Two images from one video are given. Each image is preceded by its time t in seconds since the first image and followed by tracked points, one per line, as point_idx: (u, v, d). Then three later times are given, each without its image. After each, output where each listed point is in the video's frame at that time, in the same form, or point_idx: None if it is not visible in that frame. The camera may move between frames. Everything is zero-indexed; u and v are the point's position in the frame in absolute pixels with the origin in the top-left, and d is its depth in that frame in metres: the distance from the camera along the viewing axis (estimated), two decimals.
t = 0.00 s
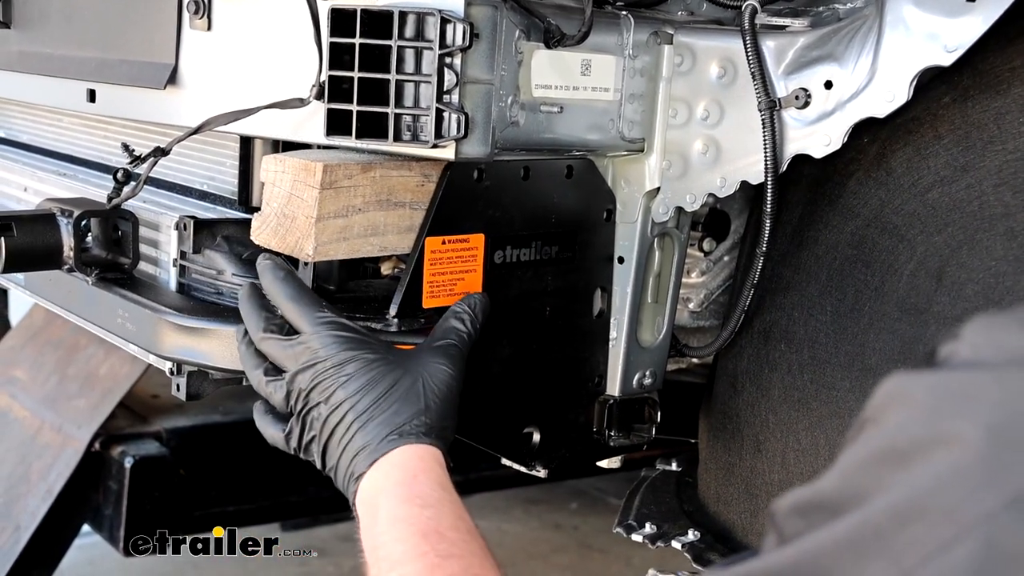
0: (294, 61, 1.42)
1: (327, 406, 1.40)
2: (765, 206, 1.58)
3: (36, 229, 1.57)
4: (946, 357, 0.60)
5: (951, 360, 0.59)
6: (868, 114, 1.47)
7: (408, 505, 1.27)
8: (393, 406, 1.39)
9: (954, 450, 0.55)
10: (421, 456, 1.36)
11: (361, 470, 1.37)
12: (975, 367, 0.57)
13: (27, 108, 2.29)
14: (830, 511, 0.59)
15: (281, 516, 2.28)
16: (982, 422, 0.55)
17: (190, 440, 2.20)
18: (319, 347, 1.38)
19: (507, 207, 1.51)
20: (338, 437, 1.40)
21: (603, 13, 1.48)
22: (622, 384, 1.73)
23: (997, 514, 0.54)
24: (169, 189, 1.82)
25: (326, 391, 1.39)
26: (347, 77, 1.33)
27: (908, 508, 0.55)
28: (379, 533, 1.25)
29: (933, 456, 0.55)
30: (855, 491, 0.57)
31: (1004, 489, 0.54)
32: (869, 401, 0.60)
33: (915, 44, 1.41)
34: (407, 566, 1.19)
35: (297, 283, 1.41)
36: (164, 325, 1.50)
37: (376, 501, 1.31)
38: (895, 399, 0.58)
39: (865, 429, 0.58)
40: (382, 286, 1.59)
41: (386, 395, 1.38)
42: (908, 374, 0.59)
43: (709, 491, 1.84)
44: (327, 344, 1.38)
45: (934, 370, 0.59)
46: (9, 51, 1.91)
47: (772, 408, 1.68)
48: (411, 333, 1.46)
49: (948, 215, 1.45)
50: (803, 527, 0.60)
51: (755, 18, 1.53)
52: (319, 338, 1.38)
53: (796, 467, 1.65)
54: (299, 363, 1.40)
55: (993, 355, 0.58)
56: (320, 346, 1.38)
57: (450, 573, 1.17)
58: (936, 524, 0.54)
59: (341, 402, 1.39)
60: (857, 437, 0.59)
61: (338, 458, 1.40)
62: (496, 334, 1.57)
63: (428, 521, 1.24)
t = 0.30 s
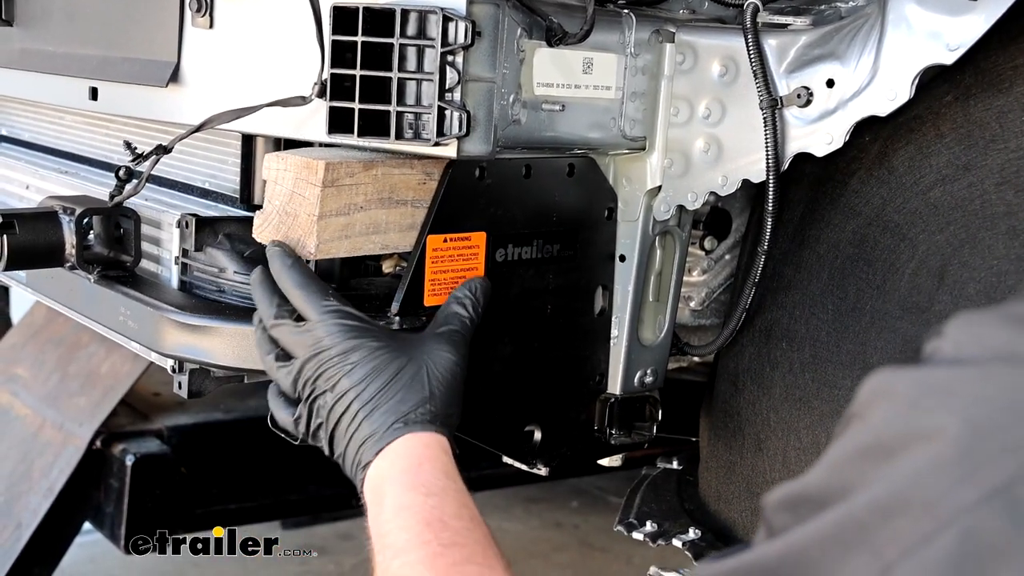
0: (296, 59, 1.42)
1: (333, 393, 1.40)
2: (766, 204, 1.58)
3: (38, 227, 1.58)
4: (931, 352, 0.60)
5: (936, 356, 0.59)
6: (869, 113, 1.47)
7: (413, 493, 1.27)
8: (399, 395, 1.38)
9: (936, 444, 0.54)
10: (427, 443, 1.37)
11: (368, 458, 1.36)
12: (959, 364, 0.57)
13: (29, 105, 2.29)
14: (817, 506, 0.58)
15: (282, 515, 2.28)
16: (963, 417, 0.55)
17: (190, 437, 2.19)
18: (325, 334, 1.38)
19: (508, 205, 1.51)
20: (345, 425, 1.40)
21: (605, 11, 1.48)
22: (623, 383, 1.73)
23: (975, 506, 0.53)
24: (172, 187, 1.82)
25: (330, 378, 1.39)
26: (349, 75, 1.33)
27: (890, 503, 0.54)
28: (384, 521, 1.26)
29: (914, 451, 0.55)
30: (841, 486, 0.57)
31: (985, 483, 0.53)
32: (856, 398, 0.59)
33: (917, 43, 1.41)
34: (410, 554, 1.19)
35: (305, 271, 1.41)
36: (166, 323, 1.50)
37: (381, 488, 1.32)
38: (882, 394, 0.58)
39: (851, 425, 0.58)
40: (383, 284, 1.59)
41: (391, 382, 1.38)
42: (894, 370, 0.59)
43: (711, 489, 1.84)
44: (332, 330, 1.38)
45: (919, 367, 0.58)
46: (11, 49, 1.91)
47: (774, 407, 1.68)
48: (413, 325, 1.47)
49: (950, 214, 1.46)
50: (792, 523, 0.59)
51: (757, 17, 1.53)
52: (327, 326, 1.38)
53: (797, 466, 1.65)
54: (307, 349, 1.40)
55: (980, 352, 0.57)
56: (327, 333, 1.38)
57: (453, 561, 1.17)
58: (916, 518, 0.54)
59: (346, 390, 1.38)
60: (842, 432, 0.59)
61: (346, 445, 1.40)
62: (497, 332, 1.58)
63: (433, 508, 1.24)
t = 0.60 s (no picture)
0: (295, 63, 1.43)
1: (364, 388, 1.41)
2: (764, 209, 1.59)
3: (37, 231, 1.58)
4: (907, 349, 0.65)
5: (907, 354, 0.65)
6: (866, 118, 1.48)
7: (444, 482, 1.29)
8: (431, 389, 1.41)
9: (902, 437, 0.60)
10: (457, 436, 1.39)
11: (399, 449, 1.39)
12: (926, 361, 0.63)
13: (28, 108, 2.29)
14: (793, 496, 0.64)
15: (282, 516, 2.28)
16: (927, 411, 0.60)
17: (190, 440, 2.18)
18: (359, 332, 1.39)
19: (506, 210, 1.51)
20: (374, 420, 1.41)
21: (603, 16, 1.48)
22: (621, 386, 1.74)
23: (940, 495, 0.58)
24: (171, 190, 1.83)
25: (360, 374, 1.41)
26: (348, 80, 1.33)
27: (859, 494, 0.59)
28: (414, 507, 1.28)
29: (885, 443, 0.60)
30: (814, 477, 0.63)
31: (947, 473, 0.58)
32: (833, 393, 0.66)
33: (913, 49, 1.42)
34: (436, 540, 1.21)
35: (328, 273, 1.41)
36: (165, 327, 1.51)
37: (412, 477, 1.34)
38: (858, 390, 0.64)
39: (828, 419, 0.64)
40: (382, 287, 1.57)
41: (426, 380, 1.41)
42: (868, 366, 0.65)
43: (708, 493, 1.84)
44: (367, 328, 1.39)
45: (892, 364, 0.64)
46: (11, 51, 1.91)
47: (770, 410, 1.68)
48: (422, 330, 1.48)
49: (945, 219, 1.47)
50: (771, 513, 0.65)
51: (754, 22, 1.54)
52: (361, 326, 1.39)
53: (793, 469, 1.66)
54: (339, 346, 1.41)
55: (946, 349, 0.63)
56: (363, 331, 1.39)
57: (476, 549, 1.19)
58: (883, 508, 0.59)
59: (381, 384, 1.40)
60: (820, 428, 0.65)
61: (374, 439, 1.41)
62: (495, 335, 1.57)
63: (463, 498, 1.26)
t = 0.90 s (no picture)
0: (290, 67, 1.43)
1: (345, 398, 1.40)
2: (758, 213, 1.59)
3: (33, 234, 1.58)
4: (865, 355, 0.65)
5: (862, 360, 0.65)
6: (860, 122, 1.48)
7: (428, 497, 1.28)
8: (413, 399, 1.40)
9: (853, 438, 0.60)
10: (439, 447, 1.39)
11: (384, 456, 1.37)
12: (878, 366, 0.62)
13: (24, 110, 2.29)
14: (755, 501, 0.65)
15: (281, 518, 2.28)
16: (878, 413, 0.60)
17: (186, 441, 2.18)
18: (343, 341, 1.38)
19: (501, 213, 1.51)
20: (356, 430, 1.40)
21: (598, 19, 1.48)
22: (616, 390, 1.74)
23: (890, 494, 0.58)
24: (166, 193, 1.83)
25: (341, 383, 1.39)
26: (342, 83, 1.33)
27: (813, 495, 0.60)
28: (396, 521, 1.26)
29: (836, 447, 0.61)
30: (774, 480, 0.64)
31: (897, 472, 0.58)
32: (794, 399, 0.66)
33: (907, 53, 1.42)
34: (420, 557, 1.20)
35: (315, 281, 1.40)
36: (159, 330, 1.51)
37: (394, 491, 1.32)
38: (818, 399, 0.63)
39: (788, 425, 0.64)
40: (376, 291, 1.56)
41: (411, 389, 1.40)
42: (824, 372, 0.64)
43: (703, 495, 1.85)
44: (351, 337, 1.38)
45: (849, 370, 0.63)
46: (8, 54, 1.91)
47: (765, 413, 1.68)
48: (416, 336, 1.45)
49: (942, 222, 1.44)
50: (735, 517, 0.66)
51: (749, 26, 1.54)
52: (346, 335, 1.38)
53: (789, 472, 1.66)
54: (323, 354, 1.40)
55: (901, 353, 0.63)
56: (347, 340, 1.38)
57: (461, 568, 1.18)
58: (836, 509, 0.60)
59: (362, 395, 1.38)
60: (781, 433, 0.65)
61: (355, 449, 1.40)
62: (489, 336, 1.56)
63: (447, 514, 1.25)
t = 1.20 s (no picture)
0: (286, 70, 1.43)
1: (337, 403, 1.38)
2: (756, 215, 1.60)
3: (29, 237, 1.58)
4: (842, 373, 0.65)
5: (842, 376, 0.64)
6: (857, 125, 1.48)
7: (426, 502, 1.28)
8: (406, 405, 1.38)
9: (835, 455, 0.60)
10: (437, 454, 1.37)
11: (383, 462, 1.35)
12: (857, 383, 0.62)
13: (22, 113, 2.29)
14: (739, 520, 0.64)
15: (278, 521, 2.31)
16: (859, 430, 0.60)
17: (185, 444, 2.16)
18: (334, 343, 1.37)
19: (498, 216, 1.51)
20: (349, 436, 1.38)
21: (595, 22, 1.48)
22: (614, 393, 1.74)
23: (873, 512, 0.58)
24: (163, 196, 1.83)
25: (331, 388, 1.37)
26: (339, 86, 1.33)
27: (796, 513, 0.60)
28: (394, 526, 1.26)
29: (818, 464, 0.60)
30: (757, 498, 0.63)
31: (879, 488, 0.58)
32: (774, 415, 0.65)
33: (904, 56, 1.42)
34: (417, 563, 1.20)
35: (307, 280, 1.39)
36: (156, 334, 1.51)
37: (392, 493, 1.32)
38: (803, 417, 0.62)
39: (770, 442, 0.64)
40: (375, 294, 1.56)
41: (405, 393, 1.38)
42: (805, 388, 0.64)
43: (701, 498, 1.84)
44: (341, 339, 1.37)
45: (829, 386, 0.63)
46: (5, 57, 1.91)
47: (763, 416, 1.68)
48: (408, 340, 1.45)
49: (940, 225, 1.44)
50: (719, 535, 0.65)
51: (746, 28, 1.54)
52: (336, 334, 1.37)
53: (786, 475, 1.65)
54: (315, 356, 1.39)
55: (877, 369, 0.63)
56: (336, 340, 1.37)
57: None
58: (819, 526, 0.59)
59: (354, 399, 1.37)
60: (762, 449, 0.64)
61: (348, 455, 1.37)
62: (486, 340, 1.56)
63: (445, 520, 1.25)
